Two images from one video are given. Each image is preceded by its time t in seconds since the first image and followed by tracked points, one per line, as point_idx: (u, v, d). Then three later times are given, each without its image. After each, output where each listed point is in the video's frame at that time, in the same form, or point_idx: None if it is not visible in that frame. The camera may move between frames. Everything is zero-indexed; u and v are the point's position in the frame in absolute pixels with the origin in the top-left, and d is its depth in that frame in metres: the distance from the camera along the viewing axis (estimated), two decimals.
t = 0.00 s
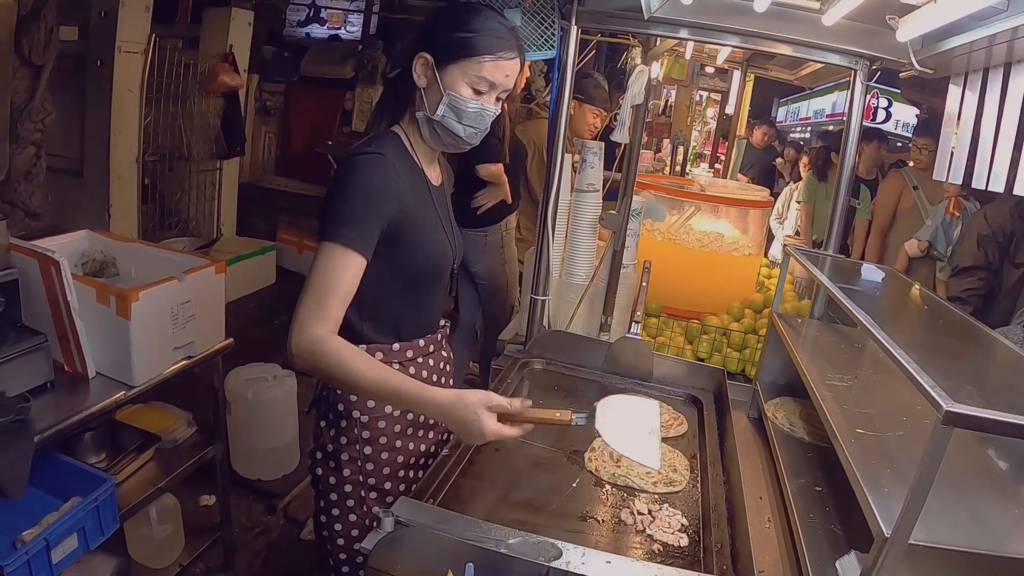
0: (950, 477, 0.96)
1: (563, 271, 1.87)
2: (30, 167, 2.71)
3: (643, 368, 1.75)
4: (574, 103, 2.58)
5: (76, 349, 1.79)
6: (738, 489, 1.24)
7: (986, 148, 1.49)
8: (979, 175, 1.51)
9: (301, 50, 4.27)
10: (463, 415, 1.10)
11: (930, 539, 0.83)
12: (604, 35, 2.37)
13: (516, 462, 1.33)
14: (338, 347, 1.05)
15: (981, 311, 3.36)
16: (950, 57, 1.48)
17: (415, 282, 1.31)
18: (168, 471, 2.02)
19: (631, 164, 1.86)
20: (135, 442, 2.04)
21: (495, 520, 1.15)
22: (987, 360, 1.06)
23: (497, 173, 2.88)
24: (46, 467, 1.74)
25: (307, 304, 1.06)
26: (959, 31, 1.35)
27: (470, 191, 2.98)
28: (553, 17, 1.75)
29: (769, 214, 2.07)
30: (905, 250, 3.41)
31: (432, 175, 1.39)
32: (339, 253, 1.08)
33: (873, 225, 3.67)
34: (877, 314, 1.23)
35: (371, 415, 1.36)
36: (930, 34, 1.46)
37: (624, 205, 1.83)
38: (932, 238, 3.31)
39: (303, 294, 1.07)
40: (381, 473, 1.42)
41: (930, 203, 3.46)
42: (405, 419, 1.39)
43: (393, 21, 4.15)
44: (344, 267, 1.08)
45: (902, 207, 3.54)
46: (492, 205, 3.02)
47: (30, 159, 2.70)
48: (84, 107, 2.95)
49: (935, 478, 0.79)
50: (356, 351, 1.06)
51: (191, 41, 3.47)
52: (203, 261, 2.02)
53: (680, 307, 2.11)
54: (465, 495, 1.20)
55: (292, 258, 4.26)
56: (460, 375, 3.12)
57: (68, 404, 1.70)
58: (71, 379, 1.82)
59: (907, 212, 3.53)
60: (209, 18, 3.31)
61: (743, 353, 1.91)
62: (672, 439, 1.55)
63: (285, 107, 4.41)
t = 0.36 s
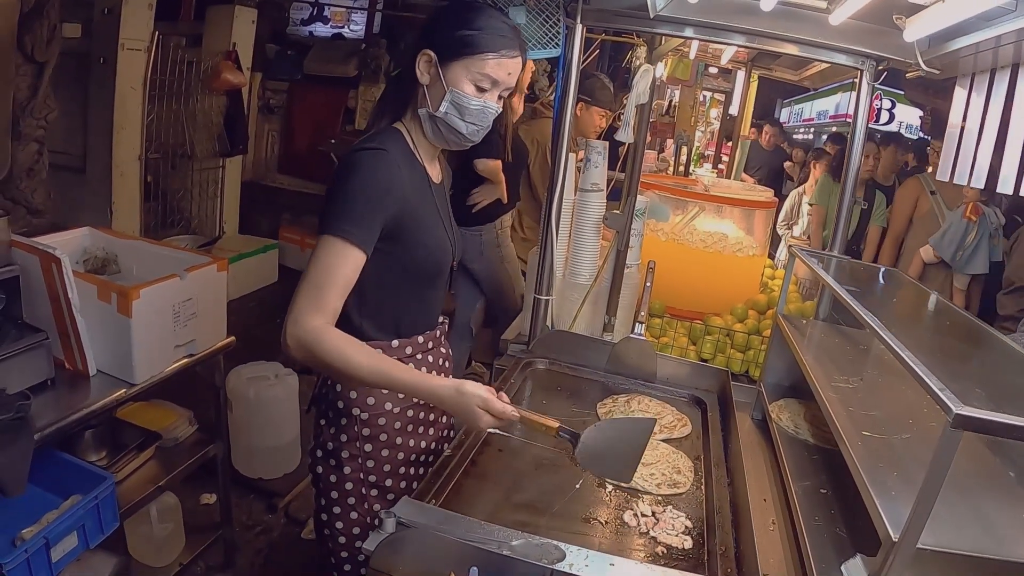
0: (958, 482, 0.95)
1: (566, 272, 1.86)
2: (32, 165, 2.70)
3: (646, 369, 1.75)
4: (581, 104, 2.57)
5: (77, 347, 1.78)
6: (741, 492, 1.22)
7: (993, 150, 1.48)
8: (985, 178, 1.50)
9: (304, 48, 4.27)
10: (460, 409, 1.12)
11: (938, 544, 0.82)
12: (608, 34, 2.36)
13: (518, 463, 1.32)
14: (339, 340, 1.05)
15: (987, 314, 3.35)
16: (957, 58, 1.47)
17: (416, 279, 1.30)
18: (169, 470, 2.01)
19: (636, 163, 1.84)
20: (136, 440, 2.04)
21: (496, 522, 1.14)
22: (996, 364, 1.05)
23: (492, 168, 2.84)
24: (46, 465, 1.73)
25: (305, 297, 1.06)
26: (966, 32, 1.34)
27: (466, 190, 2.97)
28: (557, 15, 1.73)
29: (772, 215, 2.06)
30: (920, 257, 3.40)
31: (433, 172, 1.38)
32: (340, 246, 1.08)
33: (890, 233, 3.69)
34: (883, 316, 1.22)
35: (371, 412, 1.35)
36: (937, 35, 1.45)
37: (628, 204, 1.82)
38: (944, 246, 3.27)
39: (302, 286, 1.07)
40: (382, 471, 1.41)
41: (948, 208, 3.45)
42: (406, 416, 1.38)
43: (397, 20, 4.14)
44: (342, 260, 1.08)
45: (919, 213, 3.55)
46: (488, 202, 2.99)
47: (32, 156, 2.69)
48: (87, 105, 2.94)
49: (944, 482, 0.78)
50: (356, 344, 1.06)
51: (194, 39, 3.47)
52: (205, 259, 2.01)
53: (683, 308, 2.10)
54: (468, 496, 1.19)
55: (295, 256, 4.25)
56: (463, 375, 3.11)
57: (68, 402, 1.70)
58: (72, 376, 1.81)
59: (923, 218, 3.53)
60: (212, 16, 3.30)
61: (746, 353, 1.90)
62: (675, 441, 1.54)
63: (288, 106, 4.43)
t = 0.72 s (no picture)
0: (961, 487, 0.94)
1: (566, 272, 1.85)
2: (32, 163, 2.70)
3: (645, 370, 1.74)
4: (584, 106, 2.55)
5: (75, 346, 1.78)
6: (741, 496, 1.21)
7: (996, 150, 1.47)
8: (986, 179, 1.50)
9: (305, 48, 4.27)
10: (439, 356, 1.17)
11: (940, 550, 0.81)
12: (610, 34, 2.36)
13: (517, 464, 1.31)
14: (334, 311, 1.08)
15: (990, 316, 3.32)
16: (960, 58, 1.46)
17: (410, 274, 1.29)
18: (167, 469, 2.01)
19: (637, 164, 1.84)
20: (135, 439, 2.03)
21: (494, 524, 1.13)
22: (998, 366, 1.04)
23: (485, 162, 2.80)
24: (44, 464, 1.73)
25: (298, 269, 1.08)
26: (969, 32, 1.33)
27: (463, 186, 2.95)
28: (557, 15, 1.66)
29: (774, 216, 2.06)
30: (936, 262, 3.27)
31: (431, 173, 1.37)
32: (328, 222, 1.09)
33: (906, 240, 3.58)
34: (885, 318, 1.21)
35: (359, 404, 1.37)
36: (940, 35, 1.44)
37: (629, 205, 1.81)
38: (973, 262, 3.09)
39: (292, 259, 1.09)
40: (369, 463, 1.41)
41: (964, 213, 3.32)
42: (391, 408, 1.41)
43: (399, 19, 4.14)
44: (335, 241, 1.10)
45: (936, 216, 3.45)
46: (485, 199, 2.95)
47: (32, 154, 2.69)
48: (87, 103, 2.93)
49: (946, 487, 0.77)
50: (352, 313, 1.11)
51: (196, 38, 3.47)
52: (204, 258, 2.00)
53: (684, 309, 2.09)
54: (467, 498, 1.18)
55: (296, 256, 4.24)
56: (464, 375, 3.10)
57: (66, 401, 1.69)
58: (71, 375, 1.81)
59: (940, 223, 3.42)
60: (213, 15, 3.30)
61: (747, 355, 1.89)
62: (675, 443, 1.53)
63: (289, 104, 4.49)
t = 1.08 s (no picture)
0: (963, 494, 0.93)
1: (565, 272, 1.83)
2: (29, 164, 2.69)
3: (644, 373, 1.73)
4: (587, 110, 2.53)
5: (70, 348, 1.76)
6: (741, 501, 1.20)
7: (999, 150, 1.45)
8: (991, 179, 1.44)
9: (305, 48, 4.25)
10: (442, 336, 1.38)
11: (943, 560, 0.79)
12: (609, 33, 2.34)
13: (513, 469, 1.30)
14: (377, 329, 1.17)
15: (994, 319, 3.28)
16: (963, 57, 1.44)
17: (393, 274, 1.29)
18: (163, 471, 1.99)
19: (636, 164, 1.82)
20: (131, 441, 2.02)
21: (489, 530, 1.11)
22: (1002, 371, 1.02)
23: (491, 157, 2.82)
24: (38, 467, 1.71)
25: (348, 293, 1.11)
26: (971, 31, 1.31)
27: (471, 185, 2.95)
28: (556, 14, 1.64)
29: (774, 217, 2.04)
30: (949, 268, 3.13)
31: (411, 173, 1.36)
32: (347, 236, 1.10)
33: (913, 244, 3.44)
34: (887, 322, 1.19)
35: (320, 399, 1.35)
36: (942, 34, 1.42)
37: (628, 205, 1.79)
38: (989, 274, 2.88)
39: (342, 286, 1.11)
40: (328, 460, 1.38)
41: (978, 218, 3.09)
42: (355, 404, 1.37)
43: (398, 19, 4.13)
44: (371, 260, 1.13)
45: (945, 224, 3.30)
46: (494, 199, 2.96)
47: (29, 154, 2.68)
48: (85, 103, 2.92)
49: (949, 497, 0.75)
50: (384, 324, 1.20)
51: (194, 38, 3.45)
52: (199, 260, 1.99)
53: (683, 310, 2.08)
54: (462, 504, 1.17)
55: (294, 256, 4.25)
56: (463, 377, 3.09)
57: (61, 403, 1.68)
58: (66, 377, 1.79)
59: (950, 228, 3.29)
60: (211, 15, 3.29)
61: (746, 357, 1.87)
62: (673, 447, 1.51)
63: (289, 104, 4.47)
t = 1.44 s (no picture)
0: (959, 508, 0.92)
1: (560, 278, 1.80)
2: (24, 168, 2.68)
3: (638, 380, 1.72)
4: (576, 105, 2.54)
5: (62, 356, 1.75)
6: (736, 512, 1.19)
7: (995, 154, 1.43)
8: (987, 185, 1.42)
9: (302, 50, 4.23)
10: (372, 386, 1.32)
11: None
12: (607, 36, 2.33)
13: (506, 479, 1.29)
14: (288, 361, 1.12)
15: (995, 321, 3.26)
16: (960, 60, 1.43)
17: (332, 296, 1.24)
18: (158, 478, 1.98)
19: (631, 168, 1.80)
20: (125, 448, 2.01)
21: (481, 543, 1.10)
22: (999, 383, 1.01)
23: (500, 163, 2.83)
24: (32, 474, 1.70)
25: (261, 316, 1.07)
26: (970, 33, 1.29)
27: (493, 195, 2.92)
28: (549, 17, 1.66)
29: (771, 220, 2.03)
30: (967, 278, 2.97)
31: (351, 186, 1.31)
32: (264, 255, 1.06)
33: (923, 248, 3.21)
34: (883, 332, 1.18)
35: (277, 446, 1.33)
36: (940, 37, 1.41)
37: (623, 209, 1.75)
38: (1015, 283, 2.81)
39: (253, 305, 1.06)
40: (294, 504, 1.37)
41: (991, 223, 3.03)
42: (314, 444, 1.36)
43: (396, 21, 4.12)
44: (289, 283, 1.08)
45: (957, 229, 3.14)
46: (519, 207, 2.93)
47: (24, 159, 2.67)
48: (81, 107, 2.91)
49: (944, 514, 0.74)
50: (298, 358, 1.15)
51: (191, 40, 3.45)
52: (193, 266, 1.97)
53: (680, 315, 2.07)
54: (454, 515, 1.16)
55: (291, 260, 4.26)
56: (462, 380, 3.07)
57: (53, 411, 1.67)
58: (58, 385, 1.78)
59: (963, 233, 3.15)
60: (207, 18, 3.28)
61: (743, 362, 1.86)
62: (668, 455, 1.50)
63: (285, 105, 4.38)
